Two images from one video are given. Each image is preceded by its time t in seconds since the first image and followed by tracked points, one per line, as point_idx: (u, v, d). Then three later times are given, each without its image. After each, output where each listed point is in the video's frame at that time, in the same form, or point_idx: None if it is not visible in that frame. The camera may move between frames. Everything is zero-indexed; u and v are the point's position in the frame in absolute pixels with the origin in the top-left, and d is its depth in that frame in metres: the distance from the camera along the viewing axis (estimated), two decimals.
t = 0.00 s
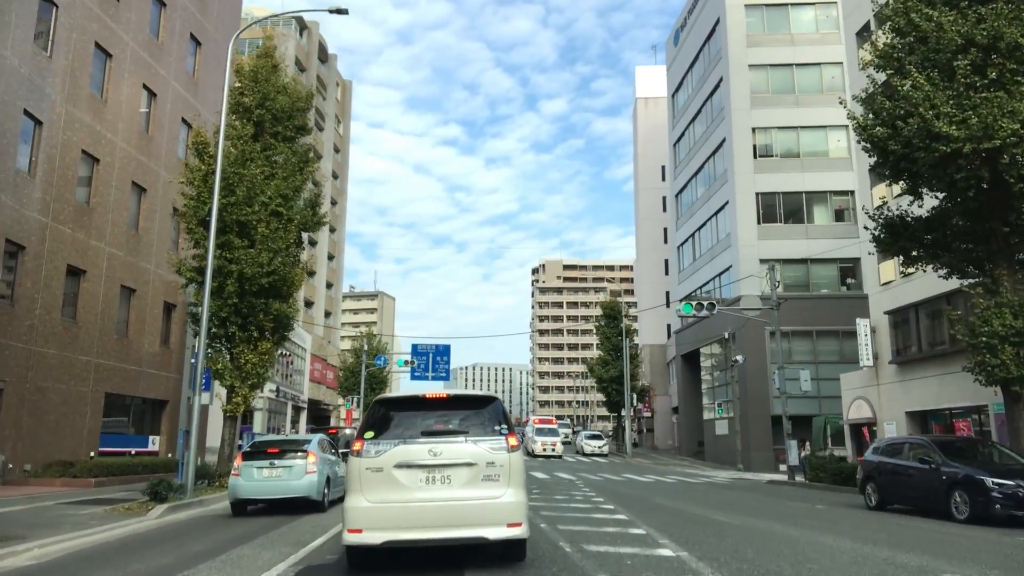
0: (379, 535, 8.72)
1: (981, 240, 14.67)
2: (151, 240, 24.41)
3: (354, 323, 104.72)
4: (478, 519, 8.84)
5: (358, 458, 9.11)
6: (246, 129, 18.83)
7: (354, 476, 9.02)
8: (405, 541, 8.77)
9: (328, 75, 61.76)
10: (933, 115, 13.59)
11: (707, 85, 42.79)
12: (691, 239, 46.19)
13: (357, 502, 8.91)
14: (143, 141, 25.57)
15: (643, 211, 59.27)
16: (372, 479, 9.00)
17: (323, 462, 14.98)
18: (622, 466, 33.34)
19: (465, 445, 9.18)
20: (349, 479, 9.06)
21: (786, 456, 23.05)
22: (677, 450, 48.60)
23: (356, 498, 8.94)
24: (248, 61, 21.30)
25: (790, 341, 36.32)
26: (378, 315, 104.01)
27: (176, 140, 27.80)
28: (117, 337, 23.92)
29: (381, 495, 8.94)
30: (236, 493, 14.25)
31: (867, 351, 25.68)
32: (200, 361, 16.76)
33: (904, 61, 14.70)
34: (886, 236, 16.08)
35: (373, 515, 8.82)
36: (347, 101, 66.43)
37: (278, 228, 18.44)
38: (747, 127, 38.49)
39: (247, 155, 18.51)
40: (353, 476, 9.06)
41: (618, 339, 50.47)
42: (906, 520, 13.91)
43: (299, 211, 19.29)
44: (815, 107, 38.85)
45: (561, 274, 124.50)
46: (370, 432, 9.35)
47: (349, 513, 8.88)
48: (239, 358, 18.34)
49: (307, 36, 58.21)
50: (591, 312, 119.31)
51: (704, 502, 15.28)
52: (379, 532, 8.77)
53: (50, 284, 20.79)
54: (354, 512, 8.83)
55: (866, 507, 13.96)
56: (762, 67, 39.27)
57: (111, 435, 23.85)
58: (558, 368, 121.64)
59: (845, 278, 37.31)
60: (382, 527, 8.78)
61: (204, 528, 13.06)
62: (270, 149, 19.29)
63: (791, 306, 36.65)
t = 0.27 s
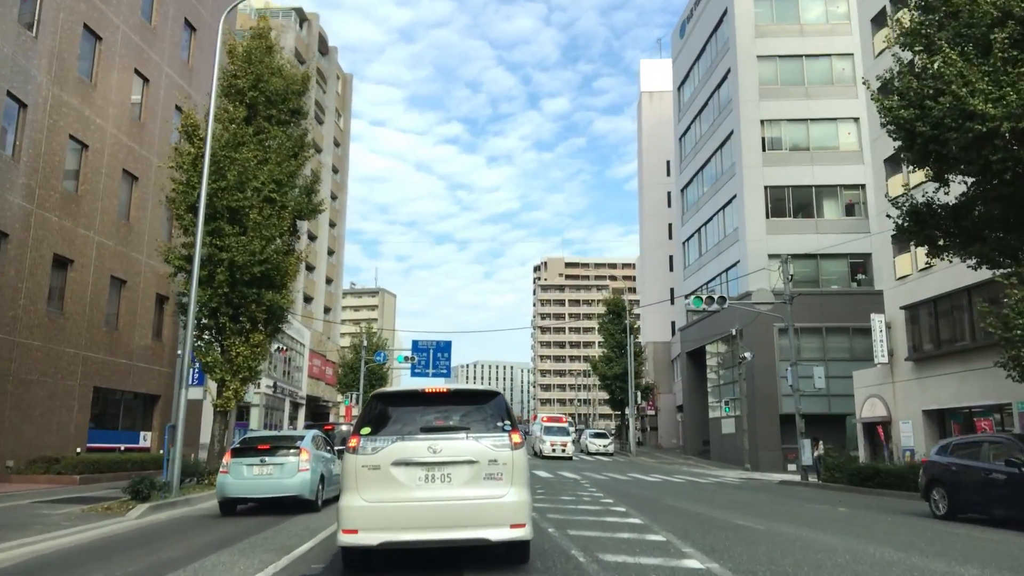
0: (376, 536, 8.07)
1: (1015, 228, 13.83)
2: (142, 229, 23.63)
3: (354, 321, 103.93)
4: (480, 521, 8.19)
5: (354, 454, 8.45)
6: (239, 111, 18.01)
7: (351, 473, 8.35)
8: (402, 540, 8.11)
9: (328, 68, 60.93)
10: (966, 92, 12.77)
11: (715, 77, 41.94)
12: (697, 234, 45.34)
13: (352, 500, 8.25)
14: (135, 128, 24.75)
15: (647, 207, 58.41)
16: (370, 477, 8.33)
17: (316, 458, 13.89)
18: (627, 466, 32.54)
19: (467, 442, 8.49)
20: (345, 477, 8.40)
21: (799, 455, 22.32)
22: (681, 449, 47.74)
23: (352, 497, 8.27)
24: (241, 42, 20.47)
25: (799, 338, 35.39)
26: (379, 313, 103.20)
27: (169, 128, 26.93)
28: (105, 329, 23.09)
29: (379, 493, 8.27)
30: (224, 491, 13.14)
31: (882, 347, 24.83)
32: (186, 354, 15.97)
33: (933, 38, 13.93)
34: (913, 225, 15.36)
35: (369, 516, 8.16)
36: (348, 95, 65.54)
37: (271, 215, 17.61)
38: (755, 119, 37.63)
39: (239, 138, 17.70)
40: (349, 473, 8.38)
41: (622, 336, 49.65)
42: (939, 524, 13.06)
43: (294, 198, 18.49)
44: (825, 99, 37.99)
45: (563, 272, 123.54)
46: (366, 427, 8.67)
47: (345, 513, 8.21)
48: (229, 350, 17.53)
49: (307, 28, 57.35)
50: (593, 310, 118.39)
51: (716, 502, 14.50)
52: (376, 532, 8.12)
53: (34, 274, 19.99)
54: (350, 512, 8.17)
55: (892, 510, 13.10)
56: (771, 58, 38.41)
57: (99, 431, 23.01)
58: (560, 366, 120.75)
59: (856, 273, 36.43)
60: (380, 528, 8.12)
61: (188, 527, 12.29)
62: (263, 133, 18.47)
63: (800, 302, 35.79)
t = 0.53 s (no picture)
0: (371, 539, 7.36)
1: None
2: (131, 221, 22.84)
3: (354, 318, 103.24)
4: (481, 522, 7.46)
5: (347, 451, 7.71)
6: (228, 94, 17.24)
7: (344, 471, 7.63)
8: (396, 544, 7.39)
9: (326, 61, 59.94)
10: (998, 64, 11.99)
11: (719, 66, 41.14)
12: (701, 227, 44.57)
13: (346, 500, 7.52)
14: (124, 116, 23.94)
15: (649, 200, 57.62)
16: (364, 476, 7.59)
17: (308, 457, 12.98)
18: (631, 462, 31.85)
19: (467, 438, 7.74)
20: (338, 475, 7.67)
21: (812, 451, 21.80)
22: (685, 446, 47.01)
23: (345, 498, 7.54)
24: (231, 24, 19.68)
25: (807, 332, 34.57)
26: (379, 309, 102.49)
27: (159, 116, 26.11)
28: (93, 323, 22.30)
29: (374, 493, 7.54)
30: (211, 492, 12.23)
31: (896, 340, 24.05)
32: (171, 355, 15.10)
33: (960, 10, 13.19)
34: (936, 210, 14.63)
35: (363, 518, 7.43)
36: (346, 88, 64.62)
37: (261, 203, 16.83)
38: (760, 109, 36.86)
39: (228, 122, 16.93)
40: (343, 471, 7.65)
41: (625, 331, 48.91)
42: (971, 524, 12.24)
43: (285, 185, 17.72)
44: (832, 88, 37.18)
45: (564, 268, 122.60)
46: (360, 424, 7.94)
47: (337, 515, 7.50)
48: (219, 344, 16.77)
49: (304, 20, 56.52)
50: (594, 306, 117.59)
51: (730, 501, 13.76)
52: (371, 535, 7.40)
53: (16, 266, 19.22)
54: (342, 514, 7.45)
55: (920, 510, 12.29)
56: (777, 46, 37.61)
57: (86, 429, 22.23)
58: (561, 363, 120.03)
59: (864, 266, 35.58)
60: (375, 530, 7.40)
61: (171, 529, 11.56)
62: (254, 117, 17.69)
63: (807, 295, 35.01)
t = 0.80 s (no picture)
0: (364, 546, 6.67)
1: None
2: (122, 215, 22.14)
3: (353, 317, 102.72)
4: (483, 528, 6.77)
5: (341, 452, 7.02)
6: (218, 81, 16.57)
7: (336, 473, 6.95)
8: (390, 551, 6.70)
9: (325, 58, 58.99)
10: None
11: (724, 60, 40.46)
12: (705, 224, 43.87)
13: (338, 504, 6.84)
14: (115, 108, 23.22)
15: (652, 198, 56.96)
16: (357, 479, 6.90)
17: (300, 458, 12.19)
18: (635, 464, 31.13)
19: (467, 438, 7.05)
20: (330, 478, 6.99)
21: (824, 452, 21.19)
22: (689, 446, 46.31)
23: (337, 502, 6.86)
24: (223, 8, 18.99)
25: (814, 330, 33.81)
26: (379, 309, 101.91)
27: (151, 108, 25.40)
28: (82, 320, 21.58)
29: (368, 496, 6.85)
30: (196, 495, 11.42)
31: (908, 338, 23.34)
32: (156, 354, 14.01)
33: None
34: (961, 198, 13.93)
35: (356, 524, 6.75)
36: (345, 85, 63.81)
37: (253, 193, 16.14)
38: (766, 103, 36.17)
39: (218, 109, 16.26)
40: (335, 474, 6.97)
41: (627, 329, 48.23)
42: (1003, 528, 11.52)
43: (278, 176, 17.05)
44: (840, 82, 36.51)
45: (564, 268, 121.80)
46: (354, 423, 7.25)
47: (329, 521, 6.81)
48: (209, 340, 16.10)
49: (303, 16, 55.86)
50: (595, 306, 116.97)
51: (745, 504, 13.07)
52: (364, 543, 6.72)
53: None
54: (334, 520, 6.77)
55: (949, 515, 11.57)
56: (783, 40, 36.94)
57: (74, 429, 21.52)
58: (562, 363, 119.31)
59: (872, 263, 34.82)
60: (368, 537, 6.72)
61: (153, 534, 10.87)
62: (245, 104, 16.99)
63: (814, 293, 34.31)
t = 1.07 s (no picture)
0: (355, 555, 6.06)
1: None
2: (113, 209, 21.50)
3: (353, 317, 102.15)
4: (485, 535, 6.15)
5: (332, 453, 6.39)
6: (209, 67, 15.95)
7: (327, 475, 6.32)
8: (383, 561, 6.08)
9: (325, 55, 58.23)
10: None
11: (729, 55, 39.82)
12: (709, 222, 43.24)
13: (328, 509, 6.21)
14: (105, 99, 22.57)
15: (654, 196, 56.32)
16: (350, 482, 6.28)
17: (292, 459, 11.51)
18: (639, 465, 30.53)
19: (467, 438, 6.42)
20: (320, 481, 6.36)
21: (835, 453, 20.57)
22: (692, 447, 45.67)
23: (327, 507, 6.24)
24: None
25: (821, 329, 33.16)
26: (379, 309, 101.36)
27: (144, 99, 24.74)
28: (71, 316, 20.91)
29: (361, 501, 6.22)
30: (181, 499, 10.75)
31: (921, 336, 22.70)
32: (142, 351, 13.27)
33: None
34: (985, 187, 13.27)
35: (348, 531, 6.12)
36: (344, 82, 63.13)
37: (245, 184, 15.50)
38: (772, 98, 35.53)
39: (208, 96, 15.65)
40: (325, 476, 6.34)
41: (630, 329, 47.59)
42: None
43: (271, 167, 16.42)
44: (846, 76, 35.88)
45: (565, 268, 121.05)
46: (346, 423, 6.60)
47: (318, 527, 6.19)
48: (199, 336, 15.48)
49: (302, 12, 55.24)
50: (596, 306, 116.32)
51: (759, 508, 12.42)
52: (357, 552, 6.10)
53: None
54: (324, 526, 6.15)
55: (977, 520, 10.92)
56: (789, 33, 36.30)
57: (63, 429, 20.89)
58: (563, 363, 118.66)
59: (880, 260, 34.13)
60: (361, 545, 6.10)
61: (133, 539, 10.24)
62: (238, 92, 16.34)
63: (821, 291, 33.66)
